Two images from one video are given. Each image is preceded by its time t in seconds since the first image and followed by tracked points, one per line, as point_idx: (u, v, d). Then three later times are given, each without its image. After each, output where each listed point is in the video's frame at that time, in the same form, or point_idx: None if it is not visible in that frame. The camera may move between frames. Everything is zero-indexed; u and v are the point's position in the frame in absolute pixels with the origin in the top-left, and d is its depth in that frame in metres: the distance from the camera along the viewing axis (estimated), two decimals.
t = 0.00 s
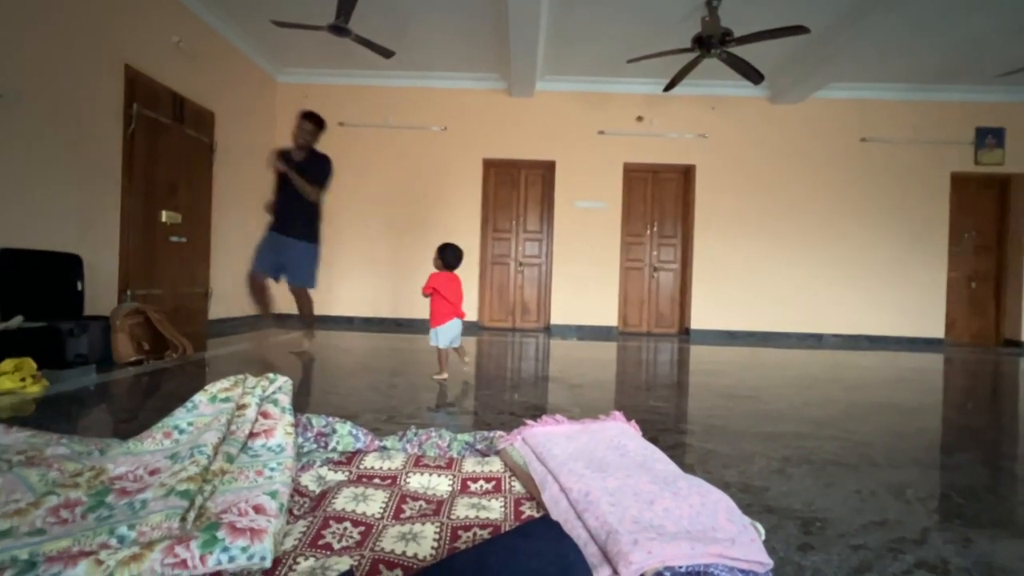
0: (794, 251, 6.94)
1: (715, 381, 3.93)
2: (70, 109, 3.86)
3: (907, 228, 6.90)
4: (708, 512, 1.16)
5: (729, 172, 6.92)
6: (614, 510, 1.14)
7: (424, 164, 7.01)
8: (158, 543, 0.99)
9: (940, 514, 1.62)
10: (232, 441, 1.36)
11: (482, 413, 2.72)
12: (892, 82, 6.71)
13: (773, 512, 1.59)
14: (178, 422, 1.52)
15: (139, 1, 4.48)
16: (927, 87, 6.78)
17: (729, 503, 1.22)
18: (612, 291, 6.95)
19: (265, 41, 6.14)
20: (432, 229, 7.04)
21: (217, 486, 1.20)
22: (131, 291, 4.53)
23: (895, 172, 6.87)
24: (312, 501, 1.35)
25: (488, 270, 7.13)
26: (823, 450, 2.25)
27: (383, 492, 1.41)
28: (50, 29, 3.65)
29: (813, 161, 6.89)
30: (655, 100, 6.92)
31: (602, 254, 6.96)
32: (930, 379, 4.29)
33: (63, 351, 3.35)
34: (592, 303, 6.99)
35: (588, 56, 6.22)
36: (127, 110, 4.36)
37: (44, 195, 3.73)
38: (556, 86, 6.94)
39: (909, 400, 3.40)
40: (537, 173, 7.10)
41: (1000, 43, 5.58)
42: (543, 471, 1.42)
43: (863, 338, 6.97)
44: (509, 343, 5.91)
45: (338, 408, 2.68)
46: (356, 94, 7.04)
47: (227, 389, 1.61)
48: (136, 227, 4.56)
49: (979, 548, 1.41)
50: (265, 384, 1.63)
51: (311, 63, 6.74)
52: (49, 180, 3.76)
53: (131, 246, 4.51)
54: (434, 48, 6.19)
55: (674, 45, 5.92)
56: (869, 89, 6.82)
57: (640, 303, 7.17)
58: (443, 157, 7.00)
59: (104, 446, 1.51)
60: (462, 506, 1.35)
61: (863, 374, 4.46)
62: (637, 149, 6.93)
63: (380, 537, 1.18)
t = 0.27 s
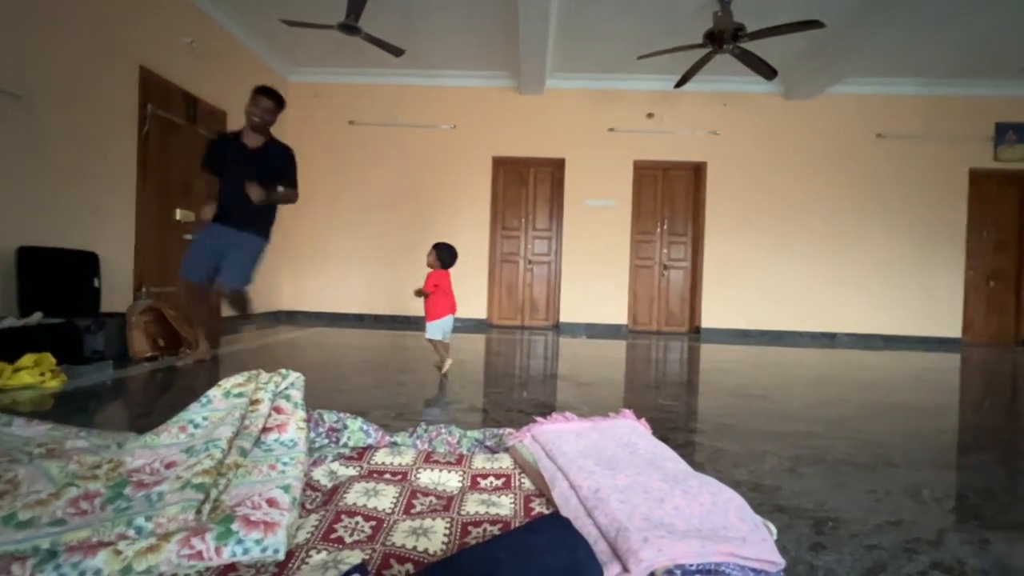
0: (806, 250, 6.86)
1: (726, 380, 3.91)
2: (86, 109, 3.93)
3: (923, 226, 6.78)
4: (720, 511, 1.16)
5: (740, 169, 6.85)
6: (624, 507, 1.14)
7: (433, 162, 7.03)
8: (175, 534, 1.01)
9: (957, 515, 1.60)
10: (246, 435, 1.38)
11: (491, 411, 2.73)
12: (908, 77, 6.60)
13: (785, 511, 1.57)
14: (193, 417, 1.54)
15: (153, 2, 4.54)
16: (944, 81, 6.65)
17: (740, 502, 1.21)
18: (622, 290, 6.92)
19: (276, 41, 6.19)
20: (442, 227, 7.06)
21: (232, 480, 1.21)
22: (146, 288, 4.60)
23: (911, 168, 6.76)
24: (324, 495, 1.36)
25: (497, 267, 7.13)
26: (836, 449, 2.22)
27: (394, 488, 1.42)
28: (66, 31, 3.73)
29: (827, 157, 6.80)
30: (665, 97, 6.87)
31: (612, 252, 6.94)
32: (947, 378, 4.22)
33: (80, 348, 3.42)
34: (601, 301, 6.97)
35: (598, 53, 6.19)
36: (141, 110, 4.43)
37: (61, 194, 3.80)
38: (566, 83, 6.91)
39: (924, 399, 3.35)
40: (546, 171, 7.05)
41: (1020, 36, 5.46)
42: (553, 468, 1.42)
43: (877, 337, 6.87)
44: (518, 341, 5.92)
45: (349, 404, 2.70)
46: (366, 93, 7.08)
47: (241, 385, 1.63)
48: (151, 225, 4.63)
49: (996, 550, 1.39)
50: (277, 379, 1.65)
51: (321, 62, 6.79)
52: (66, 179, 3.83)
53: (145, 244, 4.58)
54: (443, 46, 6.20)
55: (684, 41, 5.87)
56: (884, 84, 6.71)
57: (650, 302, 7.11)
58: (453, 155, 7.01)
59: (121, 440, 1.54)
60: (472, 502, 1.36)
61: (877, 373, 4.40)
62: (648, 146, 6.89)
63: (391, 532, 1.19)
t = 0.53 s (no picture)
0: (823, 249, 6.76)
1: (741, 380, 3.87)
2: (108, 111, 4.02)
3: (945, 224, 6.64)
4: (737, 510, 1.16)
5: (755, 167, 6.77)
6: (639, 505, 1.14)
7: (447, 161, 7.07)
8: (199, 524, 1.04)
9: (980, 519, 1.57)
10: (267, 430, 1.41)
11: (505, 409, 2.74)
12: (929, 73, 6.46)
13: (802, 512, 1.56)
14: (215, 411, 1.57)
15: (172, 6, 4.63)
16: (967, 77, 6.49)
17: (757, 502, 1.21)
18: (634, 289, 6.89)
19: (291, 42, 6.27)
20: (454, 226, 7.09)
21: (254, 473, 1.24)
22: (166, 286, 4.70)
23: (932, 166, 6.61)
24: (342, 489, 1.39)
25: (510, 266, 7.13)
26: (854, 450, 2.20)
27: (410, 483, 1.44)
28: (89, 35, 3.82)
29: (844, 155, 6.69)
30: (679, 95, 6.82)
31: (624, 251, 6.91)
32: (968, 380, 4.13)
33: (102, 344, 3.42)
34: (614, 301, 6.95)
35: (611, 51, 6.16)
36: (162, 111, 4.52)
37: (85, 194, 3.90)
38: (578, 82, 6.90)
39: (946, 401, 3.29)
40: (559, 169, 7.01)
41: None
42: (568, 466, 1.42)
43: (896, 338, 6.75)
44: (531, 340, 5.93)
45: (365, 401, 2.74)
46: (379, 93, 7.14)
47: (261, 380, 1.67)
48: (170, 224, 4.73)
49: (1021, 555, 1.36)
50: (296, 375, 1.68)
51: (335, 63, 6.86)
52: (89, 180, 3.92)
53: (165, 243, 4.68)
54: (455, 46, 6.22)
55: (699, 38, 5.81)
56: (904, 80, 6.58)
57: (663, 301, 7.06)
58: (465, 155, 7.04)
59: (146, 433, 1.58)
60: (488, 498, 1.37)
61: (896, 374, 4.32)
62: (661, 145, 6.85)
63: (409, 526, 1.21)
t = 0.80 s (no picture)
0: (835, 247, 6.70)
1: (751, 379, 3.86)
2: (123, 111, 4.09)
3: (959, 223, 6.55)
4: (750, 506, 1.16)
5: (766, 166, 6.72)
6: (653, 500, 1.15)
7: (456, 159, 7.09)
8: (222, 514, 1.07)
9: (996, 519, 1.56)
10: (285, 423, 1.44)
11: (515, 406, 2.76)
12: (944, 69, 6.37)
13: (815, 510, 1.56)
14: (234, 405, 1.60)
15: (187, 7, 4.69)
16: (984, 73, 6.40)
17: (771, 498, 1.21)
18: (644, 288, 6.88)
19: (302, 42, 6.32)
20: (463, 225, 7.11)
21: (272, 465, 1.27)
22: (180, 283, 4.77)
23: (947, 164, 6.52)
24: (358, 482, 1.41)
25: (518, 265, 7.16)
26: (868, 450, 2.18)
27: (425, 477, 1.46)
28: (105, 35, 3.88)
29: (857, 153, 6.62)
30: (689, 93, 6.79)
31: (633, 250, 6.90)
32: (984, 381, 4.08)
33: (118, 340, 3.50)
34: (623, 299, 6.93)
35: (621, 49, 6.15)
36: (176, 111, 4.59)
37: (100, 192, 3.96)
38: (588, 80, 6.89)
39: (961, 402, 3.25)
40: (567, 168, 7.05)
41: None
42: (581, 462, 1.43)
43: (909, 338, 6.67)
44: (539, 338, 5.94)
45: (377, 397, 2.77)
46: (389, 92, 7.17)
47: (278, 375, 1.70)
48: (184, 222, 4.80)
49: None
50: (312, 370, 1.71)
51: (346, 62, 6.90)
52: (104, 178, 3.98)
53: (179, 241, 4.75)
54: (465, 45, 6.24)
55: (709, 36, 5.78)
56: (918, 76, 6.49)
57: (672, 300, 7.04)
58: (474, 153, 7.05)
59: (166, 426, 1.61)
60: (502, 492, 1.39)
61: (909, 375, 4.28)
62: (671, 143, 6.81)
63: (424, 519, 1.23)
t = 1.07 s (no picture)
0: (840, 247, 6.67)
1: (755, 378, 3.85)
2: (129, 110, 4.11)
3: (967, 222, 6.51)
4: (757, 505, 1.16)
5: (771, 164, 6.69)
6: (660, 499, 1.15)
7: (460, 158, 7.09)
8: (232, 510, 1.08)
9: (1002, 519, 1.55)
10: (292, 421, 1.44)
11: (519, 404, 2.77)
12: (951, 67, 6.32)
13: (820, 509, 1.56)
14: (242, 402, 1.62)
15: (192, 6, 4.71)
16: (992, 70, 6.34)
17: (778, 497, 1.21)
18: (648, 287, 6.87)
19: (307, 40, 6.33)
20: (467, 223, 7.12)
21: (281, 462, 1.28)
22: (186, 281, 4.80)
23: (955, 162, 6.47)
24: (365, 479, 1.42)
25: (521, 263, 7.18)
26: (873, 450, 2.18)
27: (431, 475, 1.46)
28: (111, 34, 3.90)
29: (863, 151, 6.58)
30: (694, 91, 6.76)
31: (637, 249, 6.89)
32: (991, 381, 4.06)
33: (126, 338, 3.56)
34: (627, 298, 6.93)
35: (625, 47, 6.13)
36: (181, 110, 4.61)
37: (107, 190, 3.98)
38: (592, 78, 6.87)
39: (967, 402, 3.23)
40: (570, 167, 7.07)
41: None
42: (588, 460, 1.43)
43: (915, 338, 6.63)
44: (543, 337, 5.94)
45: (381, 395, 2.78)
46: (393, 90, 7.18)
47: (285, 372, 1.71)
48: (190, 221, 4.82)
49: None
50: (319, 368, 1.72)
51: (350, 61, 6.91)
52: (110, 176, 4.01)
53: (185, 240, 4.77)
54: (469, 43, 6.23)
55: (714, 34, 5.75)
56: (925, 74, 6.44)
57: (676, 299, 7.03)
58: (478, 152, 7.06)
59: (175, 423, 1.62)
60: (507, 490, 1.39)
61: (915, 374, 4.26)
62: (675, 141, 6.79)
63: (431, 516, 1.23)
